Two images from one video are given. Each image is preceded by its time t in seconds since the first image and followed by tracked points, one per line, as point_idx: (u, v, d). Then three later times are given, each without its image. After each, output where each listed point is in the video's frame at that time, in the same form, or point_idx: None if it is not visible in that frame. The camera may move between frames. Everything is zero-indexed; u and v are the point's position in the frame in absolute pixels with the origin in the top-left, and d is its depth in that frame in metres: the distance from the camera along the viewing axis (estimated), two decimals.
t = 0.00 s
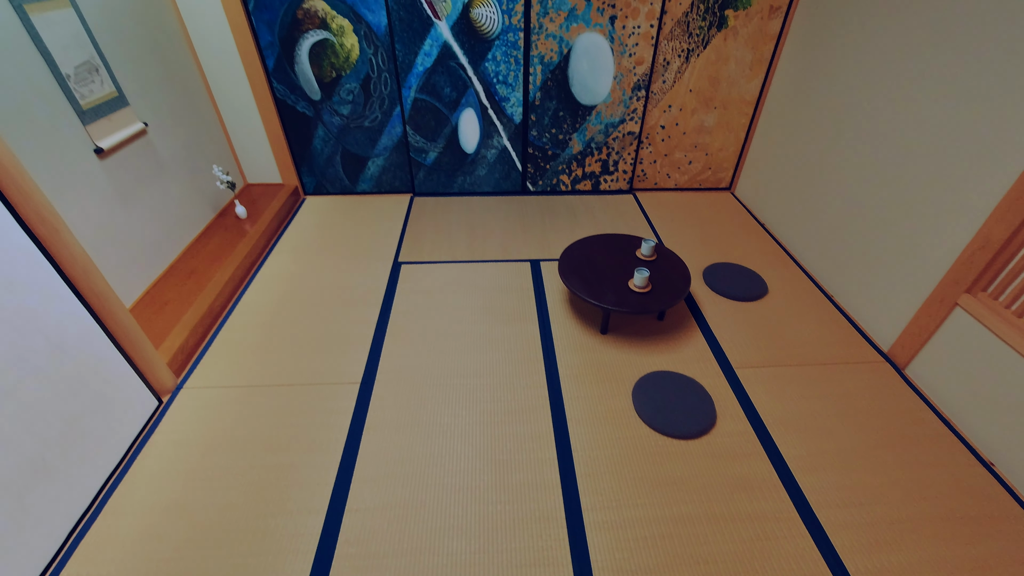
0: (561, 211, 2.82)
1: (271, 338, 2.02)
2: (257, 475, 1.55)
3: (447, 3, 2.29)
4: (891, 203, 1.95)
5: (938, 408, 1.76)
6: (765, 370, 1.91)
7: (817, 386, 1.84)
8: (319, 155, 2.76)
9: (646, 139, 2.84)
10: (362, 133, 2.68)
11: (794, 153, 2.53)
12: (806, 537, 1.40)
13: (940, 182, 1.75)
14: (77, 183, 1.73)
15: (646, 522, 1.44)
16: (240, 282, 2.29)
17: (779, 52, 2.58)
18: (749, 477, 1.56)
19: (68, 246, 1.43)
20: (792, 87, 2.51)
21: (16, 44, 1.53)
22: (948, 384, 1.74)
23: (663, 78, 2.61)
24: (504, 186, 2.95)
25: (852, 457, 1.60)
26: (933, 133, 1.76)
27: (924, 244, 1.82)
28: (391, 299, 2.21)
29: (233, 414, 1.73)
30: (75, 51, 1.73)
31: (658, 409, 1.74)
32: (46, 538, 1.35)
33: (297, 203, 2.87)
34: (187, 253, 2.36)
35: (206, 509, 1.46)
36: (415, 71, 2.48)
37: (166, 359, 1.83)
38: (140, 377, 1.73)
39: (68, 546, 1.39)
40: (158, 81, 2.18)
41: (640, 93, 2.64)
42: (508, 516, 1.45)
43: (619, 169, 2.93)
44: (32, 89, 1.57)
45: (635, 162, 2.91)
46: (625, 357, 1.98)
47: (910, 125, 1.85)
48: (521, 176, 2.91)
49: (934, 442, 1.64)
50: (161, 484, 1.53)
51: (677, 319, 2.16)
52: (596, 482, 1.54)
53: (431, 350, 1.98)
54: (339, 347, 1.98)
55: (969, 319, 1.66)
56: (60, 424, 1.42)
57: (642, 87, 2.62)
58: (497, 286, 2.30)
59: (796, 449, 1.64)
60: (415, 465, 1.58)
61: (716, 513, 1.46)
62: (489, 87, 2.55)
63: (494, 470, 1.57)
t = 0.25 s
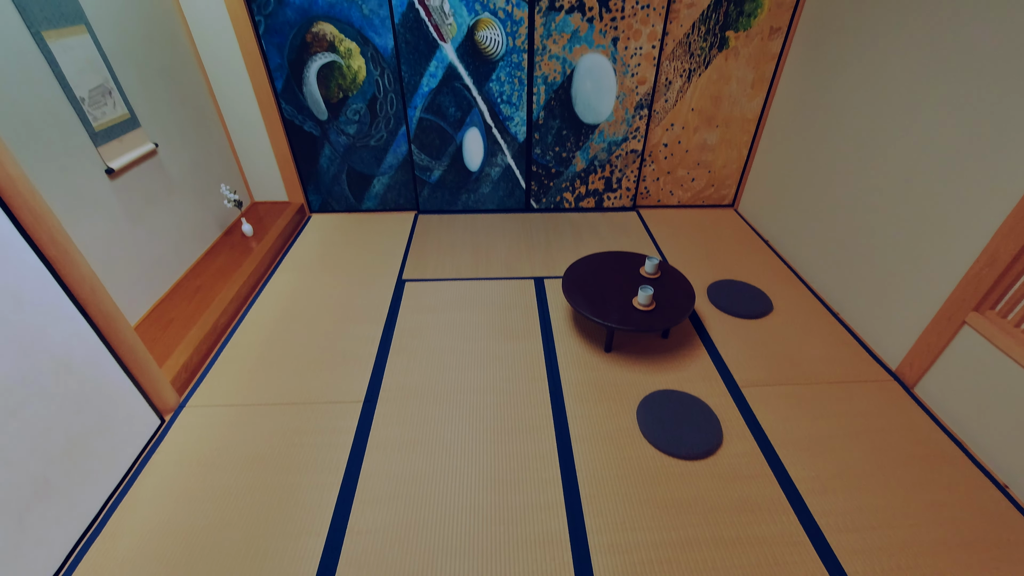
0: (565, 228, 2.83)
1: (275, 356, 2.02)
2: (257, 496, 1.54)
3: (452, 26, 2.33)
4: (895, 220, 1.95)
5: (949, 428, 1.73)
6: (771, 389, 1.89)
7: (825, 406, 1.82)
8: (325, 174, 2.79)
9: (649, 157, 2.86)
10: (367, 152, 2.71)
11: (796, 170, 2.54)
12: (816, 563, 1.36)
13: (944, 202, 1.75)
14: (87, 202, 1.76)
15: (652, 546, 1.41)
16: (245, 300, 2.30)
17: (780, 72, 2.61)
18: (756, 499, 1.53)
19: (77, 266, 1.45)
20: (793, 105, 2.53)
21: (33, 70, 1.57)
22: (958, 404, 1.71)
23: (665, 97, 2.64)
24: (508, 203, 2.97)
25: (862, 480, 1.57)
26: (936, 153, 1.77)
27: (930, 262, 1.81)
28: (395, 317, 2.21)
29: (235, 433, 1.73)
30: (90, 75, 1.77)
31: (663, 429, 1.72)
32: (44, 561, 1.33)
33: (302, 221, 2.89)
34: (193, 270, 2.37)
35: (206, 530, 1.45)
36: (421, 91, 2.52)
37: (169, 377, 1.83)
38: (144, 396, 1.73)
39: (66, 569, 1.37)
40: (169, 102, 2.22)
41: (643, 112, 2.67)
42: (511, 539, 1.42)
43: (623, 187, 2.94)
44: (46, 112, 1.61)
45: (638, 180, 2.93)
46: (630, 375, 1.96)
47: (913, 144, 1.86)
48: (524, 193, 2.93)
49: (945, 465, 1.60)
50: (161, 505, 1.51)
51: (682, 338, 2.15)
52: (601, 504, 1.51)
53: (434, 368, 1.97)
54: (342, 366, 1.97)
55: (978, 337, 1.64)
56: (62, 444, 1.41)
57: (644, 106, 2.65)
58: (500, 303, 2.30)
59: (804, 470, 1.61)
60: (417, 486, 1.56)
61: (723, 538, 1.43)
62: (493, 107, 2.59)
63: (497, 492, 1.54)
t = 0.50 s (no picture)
0: (566, 245, 2.84)
1: (275, 375, 2.01)
2: (255, 519, 1.51)
3: (454, 48, 2.38)
4: (895, 238, 1.95)
5: (957, 449, 1.70)
6: (776, 408, 1.87)
7: (830, 426, 1.80)
8: (328, 192, 2.82)
9: (649, 175, 2.88)
10: (370, 172, 2.74)
11: (795, 187, 2.55)
12: None
13: (943, 220, 1.75)
14: (92, 222, 1.77)
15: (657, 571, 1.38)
16: (246, 318, 2.30)
17: (778, 91, 2.64)
18: (762, 522, 1.50)
19: (81, 287, 1.46)
20: (791, 124, 2.56)
21: (43, 93, 1.60)
22: (966, 424, 1.69)
23: (665, 116, 2.67)
24: (509, 221, 2.99)
25: (869, 502, 1.54)
26: (933, 171, 1.78)
27: (931, 279, 1.81)
28: (396, 335, 2.21)
29: (234, 454, 1.71)
30: (99, 98, 1.81)
31: (666, 450, 1.69)
32: None
33: (305, 239, 2.91)
34: (195, 288, 2.38)
35: (202, 555, 1.42)
36: (423, 111, 2.55)
37: (169, 397, 1.82)
38: (143, 416, 1.72)
39: None
40: (176, 123, 2.25)
41: (643, 131, 2.70)
42: (513, 563, 1.40)
43: (623, 204, 2.96)
44: (55, 134, 1.64)
45: (639, 198, 2.95)
46: (632, 394, 1.95)
47: (909, 162, 1.87)
48: (526, 211, 2.95)
49: (954, 486, 1.58)
50: (157, 528, 1.49)
51: (684, 356, 2.14)
52: (604, 528, 1.48)
53: (435, 388, 1.96)
54: (342, 385, 1.96)
55: (983, 356, 1.63)
56: (59, 466, 1.40)
57: (644, 125, 2.68)
58: (502, 321, 2.29)
59: (811, 492, 1.58)
60: (417, 508, 1.54)
61: (729, 562, 1.40)
62: (495, 126, 2.62)
63: (498, 514, 1.52)
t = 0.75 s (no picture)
0: (566, 272, 2.85)
1: (273, 405, 1.99)
2: (247, 555, 1.47)
3: (456, 80, 2.44)
4: (894, 265, 1.96)
5: (969, 480, 1.66)
6: (781, 438, 1.84)
7: (837, 456, 1.76)
8: (330, 220, 2.85)
9: (648, 203, 2.91)
10: (372, 200, 2.77)
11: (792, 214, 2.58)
12: None
13: (941, 247, 1.76)
14: (95, 253, 1.78)
15: None
16: (246, 346, 2.29)
17: (773, 121, 2.69)
18: (771, 557, 1.45)
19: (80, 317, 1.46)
20: (786, 152, 2.60)
21: (53, 127, 1.63)
22: (976, 454, 1.65)
23: (662, 145, 2.72)
24: (510, 248, 3.00)
25: (881, 536, 1.49)
26: (928, 199, 1.80)
27: (932, 306, 1.80)
28: (396, 364, 2.19)
29: (228, 487, 1.67)
30: (108, 131, 1.85)
31: (670, 481, 1.66)
32: None
33: (306, 266, 2.92)
34: (195, 316, 2.37)
35: None
36: (425, 141, 2.60)
37: (165, 428, 1.80)
38: (138, 448, 1.69)
39: None
40: (182, 154, 2.29)
41: (641, 159, 2.74)
42: None
43: (623, 231, 2.98)
44: (63, 166, 1.67)
45: (638, 225, 2.97)
46: (635, 424, 1.92)
47: (904, 190, 1.89)
48: (526, 238, 2.97)
49: (968, 519, 1.53)
50: (147, 565, 1.44)
51: (687, 384, 2.11)
52: (608, 564, 1.43)
53: (435, 417, 1.93)
54: (341, 415, 1.94)
55: (990, 384, 1.60)
56: (50, 502, 1.37)
57: (642, 153, 2.72)
58: (502, 349, 2.28)
59: (820, 525, 1.53)
60: (415, 544, 1.49)
61: None
62: (495, 156, 2.66)
63: (499, 550, 1.47)
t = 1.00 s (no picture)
0: (566, 293, 2.85)
1: (269, 428, 1.96)
2: None
3: (457, 106, 2.49)
4: (892, 287, 1.96)
5: (977, 506, 1.63)
6: (785, 463, 1.81)
7: (842, 481, 1.73)
8: (331, 242, 2.86)
9: (647, 225, 2.93)
10: (373, 222, 2.79)
11: (789, 236, 2.60)
12: None
13: (938, 270, 1.76)
14: (94, 275, 1.79)
15: None
16: (243, 369, 2.27)
17: (768, 144, 2.73)
18: None
19: (77, 340, 1.45)
20: (783, 175, 2.63)
21: (58, 151, 1.66)
22: (982, 478, 1.62)
23: (660, 168, 2.75)
24: (509, 269, 3.01)
25: (890, 564, 1.46)
26: (923, 223, 1.81)
27: (931, 328, 1.80)
28: (395, 386, 2.17)
29: (220, 514, 1.63)
30: (113, 155, 1.87)
31: (672, 507, 1.62)
32: None
33: (306, 287, 2.92)
34: (194, 338, 2.36)
35: None
36: (425, 165, 2.63)
37: (159, 453, 1.77)
38: (130, 474, 1.66)
39: None
40: (185, 177, 2.32)
41: (639, 182, 2.77)
42: None
43: (622, 253, 3.00)
44: (66, 189, 1.68)
45: (637, 246, 2.99)
46: (636, 448, 1.89)
47: (899, 214, 1.90)
48: (526, 260, 2.98)
49: (979, 547, 1.49)
50: None
51: (688, 407, 2.09)
52: None
53: (434, 441, 1.90)
54: (338, 439, 1.91)
55: (993, 408, 1.59)
56: (38, 530, 1.33)
57: (640, 176, 2.76)
58: (502, 371, 2.26)
59: (826, 554, 1.50)
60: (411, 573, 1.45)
61: None
62: (495, 178, 2.69)
63: None
